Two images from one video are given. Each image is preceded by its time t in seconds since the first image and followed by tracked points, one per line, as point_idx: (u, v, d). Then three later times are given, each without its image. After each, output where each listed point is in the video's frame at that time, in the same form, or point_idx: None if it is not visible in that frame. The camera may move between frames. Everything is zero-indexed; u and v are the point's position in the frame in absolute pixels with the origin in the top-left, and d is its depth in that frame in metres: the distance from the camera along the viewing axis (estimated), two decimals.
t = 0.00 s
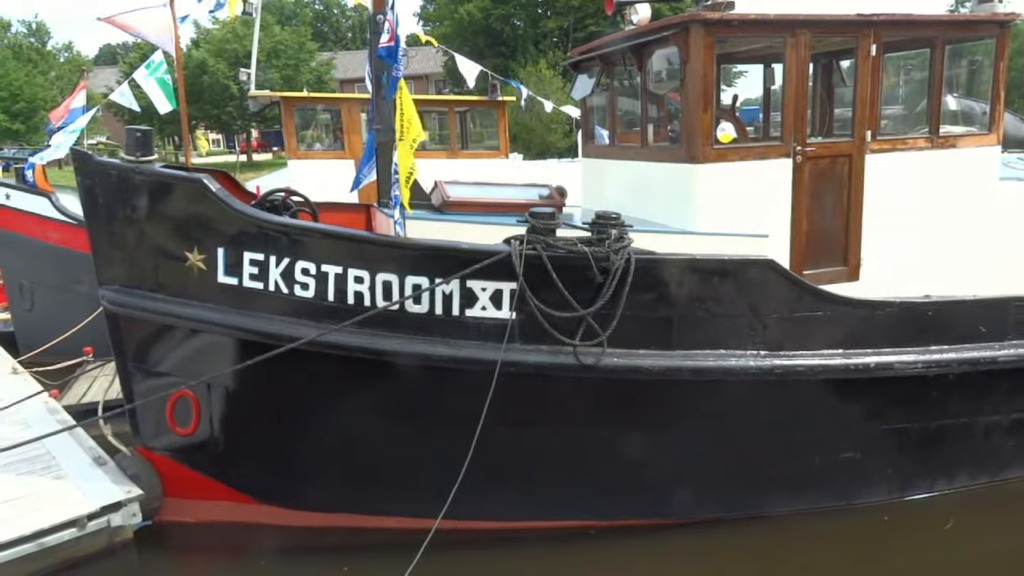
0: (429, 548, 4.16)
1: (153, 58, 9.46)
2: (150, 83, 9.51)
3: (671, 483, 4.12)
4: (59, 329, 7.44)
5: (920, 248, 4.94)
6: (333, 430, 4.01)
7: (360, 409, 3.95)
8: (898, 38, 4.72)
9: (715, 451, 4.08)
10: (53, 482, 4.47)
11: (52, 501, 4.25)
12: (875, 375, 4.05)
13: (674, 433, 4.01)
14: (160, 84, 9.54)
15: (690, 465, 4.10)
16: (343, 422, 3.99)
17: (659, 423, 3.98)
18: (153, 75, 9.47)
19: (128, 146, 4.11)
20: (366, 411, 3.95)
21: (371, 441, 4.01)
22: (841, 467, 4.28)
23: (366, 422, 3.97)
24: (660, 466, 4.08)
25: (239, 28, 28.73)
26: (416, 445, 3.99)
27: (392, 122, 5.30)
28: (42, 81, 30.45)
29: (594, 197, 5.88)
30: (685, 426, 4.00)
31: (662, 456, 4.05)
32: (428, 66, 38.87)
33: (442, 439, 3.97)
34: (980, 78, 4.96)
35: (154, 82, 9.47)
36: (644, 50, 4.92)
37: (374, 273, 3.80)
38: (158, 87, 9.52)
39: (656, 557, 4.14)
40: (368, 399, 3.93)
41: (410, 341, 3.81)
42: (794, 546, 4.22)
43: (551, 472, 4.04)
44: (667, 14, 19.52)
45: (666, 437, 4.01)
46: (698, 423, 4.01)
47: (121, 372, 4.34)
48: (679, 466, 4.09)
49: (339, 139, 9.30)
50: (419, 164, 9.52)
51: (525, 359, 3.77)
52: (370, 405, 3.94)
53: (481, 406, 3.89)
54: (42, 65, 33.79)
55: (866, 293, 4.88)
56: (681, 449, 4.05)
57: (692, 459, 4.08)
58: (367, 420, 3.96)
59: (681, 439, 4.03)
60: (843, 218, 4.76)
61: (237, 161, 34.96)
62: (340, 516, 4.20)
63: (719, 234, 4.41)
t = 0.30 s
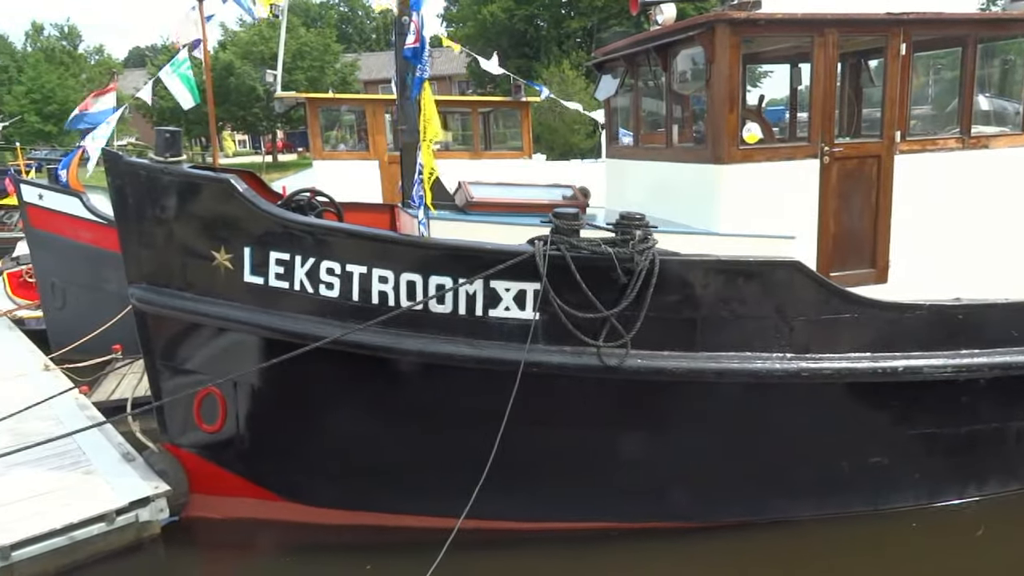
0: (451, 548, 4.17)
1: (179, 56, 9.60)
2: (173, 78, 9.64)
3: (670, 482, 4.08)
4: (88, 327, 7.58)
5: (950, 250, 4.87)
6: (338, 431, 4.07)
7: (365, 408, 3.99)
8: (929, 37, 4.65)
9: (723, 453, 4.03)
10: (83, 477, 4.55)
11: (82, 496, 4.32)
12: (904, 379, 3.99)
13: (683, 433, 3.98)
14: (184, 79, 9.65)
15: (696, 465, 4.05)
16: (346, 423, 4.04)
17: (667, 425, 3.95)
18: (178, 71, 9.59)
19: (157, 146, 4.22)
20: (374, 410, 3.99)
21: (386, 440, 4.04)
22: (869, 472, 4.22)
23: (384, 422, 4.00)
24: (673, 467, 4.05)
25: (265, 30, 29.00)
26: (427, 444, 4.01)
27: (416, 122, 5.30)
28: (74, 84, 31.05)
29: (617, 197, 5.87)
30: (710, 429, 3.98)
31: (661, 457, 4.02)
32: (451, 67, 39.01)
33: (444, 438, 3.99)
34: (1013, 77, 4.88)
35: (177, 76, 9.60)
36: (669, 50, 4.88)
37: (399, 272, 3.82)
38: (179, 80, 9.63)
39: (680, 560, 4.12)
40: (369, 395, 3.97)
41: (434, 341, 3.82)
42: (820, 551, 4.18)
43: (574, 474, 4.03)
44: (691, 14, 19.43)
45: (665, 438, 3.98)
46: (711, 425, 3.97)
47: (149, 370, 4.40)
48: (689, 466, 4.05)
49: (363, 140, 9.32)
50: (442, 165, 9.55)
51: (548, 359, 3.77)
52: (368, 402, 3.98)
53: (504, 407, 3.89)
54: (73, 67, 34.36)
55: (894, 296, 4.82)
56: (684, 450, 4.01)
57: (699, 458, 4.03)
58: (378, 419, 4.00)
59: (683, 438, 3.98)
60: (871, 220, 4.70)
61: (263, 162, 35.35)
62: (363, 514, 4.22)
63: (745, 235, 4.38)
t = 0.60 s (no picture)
0: (476, 548, 4.17)
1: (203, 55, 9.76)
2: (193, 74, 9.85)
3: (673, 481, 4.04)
4: (120, 326, 7.71)
5: (984, 251, 4.78)
6: (343, 431, 4.13)
7: (367, 408, 4.04)
8: (963, 34, 4.56)
9: (731, 454, 3.98)
10: (114, 473, 4.62)
11: (112, 492, 4.39)
12: (936, 382, 3.92)
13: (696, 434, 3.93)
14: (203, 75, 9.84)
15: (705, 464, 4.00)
16: (350, 423, 4.10)
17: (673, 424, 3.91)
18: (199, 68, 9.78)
19: (187, 148, 4.25)
20: (378, 410, 4.03)
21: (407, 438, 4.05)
22: (900, 477, 4.15)
23: (400, 421, 4.02)
24: (686, 468, 4.01)
25: (291, 32, 29.23)
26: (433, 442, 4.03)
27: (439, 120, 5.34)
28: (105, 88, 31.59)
29: (643, 197, 5.84)
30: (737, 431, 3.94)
31: (663, 457, 3.97)
32: (476, 68, 39.07)
33: (444, 437, 4.01)
34: None
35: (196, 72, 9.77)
36: (696, 49, 4.84)
37: (424, 273, 3.83)
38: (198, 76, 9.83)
39: (706, 563, 4.09)
40: (369, 395, 4.02)
41: (458, 341, 3.83)
42: (849, 556, 4.12)
43: (600, 476, 4.02)
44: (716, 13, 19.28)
45: (669, 437, 3.93)
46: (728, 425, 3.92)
47: (179, 368, 4.46)
48: (702, 467, 4.00)
49: (388, 141, 9.36)
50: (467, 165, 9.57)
51: (573, 360, 3.76)
52: (369, 401, 4.03)
53: (528, 407, 3.89)
54: (105, 71, 34.95)
55: (927, 297, 4.74)
56: (690, 450, 3.96)
57: (708, 458, 3.99)
58: (388, 419, 4.03)
59: (688, 438, 3.94)
60: (902, 220, 4.62)
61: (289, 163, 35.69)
62: (386, 513, 4.24)
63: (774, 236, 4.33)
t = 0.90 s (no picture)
0: (503, 549, 4.18)
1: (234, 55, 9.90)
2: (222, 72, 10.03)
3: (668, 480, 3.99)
4: (154, 324, 7.86)
5: None
6: (342, 431, 4.21)
7: (366, 408, 4.12)
8: (1002, 31, 4.46)
9: (731, 455, 3.93)
10: (148, 469, 4.71)
11: (147, 488, 4.47)
12: (974, 388, 3.84)
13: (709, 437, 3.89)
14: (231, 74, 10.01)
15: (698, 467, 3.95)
16: (348, 424, 4.19)
17: (671, 425, 3.87)
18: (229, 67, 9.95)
19: (221, 150, 4.35)
20: (377, 411, 4.10)
21: (422, 438, 4.08)
22: (936, 484, 4.07)
23: (398, 423, 4.09)
24: (687, 469, 3.96)
25: (322, 34, 29.48)
26: (430, 441, 4.08)
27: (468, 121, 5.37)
28: (141, 90, 32.20)
29: (672, 198, 5.80)
30: (769, 435, 3.89)
31: (659, 459, 3.94)
32: (504, 69, 39.14)
33: (440, 436, 4.05)
34: None
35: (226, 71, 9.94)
36: (728, 49, 4.79)
37: (453, 273, 3.84)
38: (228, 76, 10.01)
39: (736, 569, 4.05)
40: (369, 396, 4.09)
41: (487, 342, 3.83)
42: (883, 564, 4.05)
43: (630, 479, 3.99)
44: (748, 12, 19.11)
45: (665, 439, 3.90)
46: (739, 428, 3.87)
47: (212, 366, 4.52)
48: (700, 467, 3.96)
49: (417, 143, 9.38)
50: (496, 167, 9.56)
51: (602, 362, 3.74)
52: (368, 402, 4.11)
53: (557, 409, 3.88)
54: (140, 73, 35.59)
55: (965, 301, 4.64)
56: (686, 451, 3.92)
57: (705, 460, 3.94)
58: (386, 420, 4.10)
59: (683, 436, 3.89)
60: (938, 222, 4.53)
61: (320, 164, 36.06)
62: (414, 512, 4.26)
63: (808, 237, 4.27)
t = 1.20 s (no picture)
0: (532, 553, 4.17)
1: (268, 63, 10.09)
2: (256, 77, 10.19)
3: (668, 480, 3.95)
4: (188, 325, 7.98)
5: None
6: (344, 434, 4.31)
7: (366, 411, 4.20)
8: None
9: (737, 454, 3.86)
10: (182, 468, 4.78)
11: (181, 487, 4.54)
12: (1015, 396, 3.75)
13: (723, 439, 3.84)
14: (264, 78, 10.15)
15: (698, 468, 3.91)
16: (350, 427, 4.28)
17: (670, 426, 3.84)
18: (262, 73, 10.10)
19: (254, 154, 4.44)
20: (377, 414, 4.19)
21: (451, 442, 4.09)
22: (975, 494, 3.98)
23: (397, 428, 4.17)
24: (690, 470, 3.92)
25: (353, 39, 29.75)
26: (457, 444, 4.08)
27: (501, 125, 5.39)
28: (176, 95, 32.81)
29: (703, 202, 5.75)
30: (803, 443, 3.83)
31: (658, 460, 3.91)
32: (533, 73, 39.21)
33: (468, 440, 4.06)
34: None
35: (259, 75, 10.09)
36: (761, 51, 4.74)
37: (483, 277, 3.85)
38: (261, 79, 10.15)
39: None
40: (370, 400, 4.17)
41: (517, 346, 3.83)
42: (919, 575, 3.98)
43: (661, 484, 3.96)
44: (779, 14, 18.94)
45: (665, 440, 3.86)
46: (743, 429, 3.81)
47: (244, 368, 4.58)
48: (700, 469, 3.91)
49: (447, 146, 9.41)
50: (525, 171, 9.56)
51: (632, 367, 3.71)
52: (368, 405, 4.19)
53: (588, 413, 3.86)
54: (176, 79, 36.27)
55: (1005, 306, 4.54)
56: (684, 455, 3.88)
57: (707, 461, 3.89)
58: (387, 424, 4.19)
59: (682, 434, 3.85)
60: (979, 226, 4.45)
61: (349, 167, 36.43)
62: (442, 515, 4.27)
63: (843, 242, 4.21)
